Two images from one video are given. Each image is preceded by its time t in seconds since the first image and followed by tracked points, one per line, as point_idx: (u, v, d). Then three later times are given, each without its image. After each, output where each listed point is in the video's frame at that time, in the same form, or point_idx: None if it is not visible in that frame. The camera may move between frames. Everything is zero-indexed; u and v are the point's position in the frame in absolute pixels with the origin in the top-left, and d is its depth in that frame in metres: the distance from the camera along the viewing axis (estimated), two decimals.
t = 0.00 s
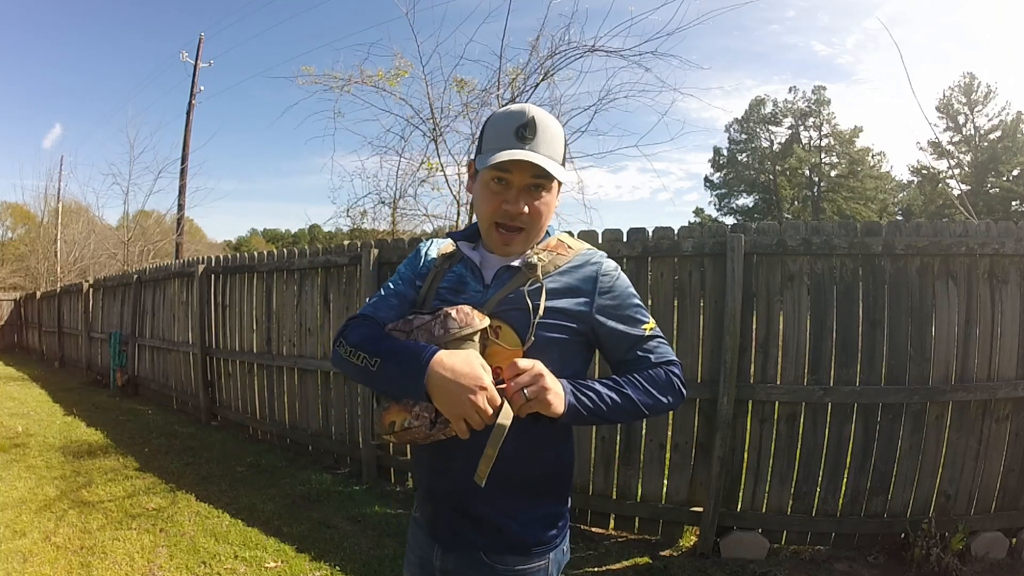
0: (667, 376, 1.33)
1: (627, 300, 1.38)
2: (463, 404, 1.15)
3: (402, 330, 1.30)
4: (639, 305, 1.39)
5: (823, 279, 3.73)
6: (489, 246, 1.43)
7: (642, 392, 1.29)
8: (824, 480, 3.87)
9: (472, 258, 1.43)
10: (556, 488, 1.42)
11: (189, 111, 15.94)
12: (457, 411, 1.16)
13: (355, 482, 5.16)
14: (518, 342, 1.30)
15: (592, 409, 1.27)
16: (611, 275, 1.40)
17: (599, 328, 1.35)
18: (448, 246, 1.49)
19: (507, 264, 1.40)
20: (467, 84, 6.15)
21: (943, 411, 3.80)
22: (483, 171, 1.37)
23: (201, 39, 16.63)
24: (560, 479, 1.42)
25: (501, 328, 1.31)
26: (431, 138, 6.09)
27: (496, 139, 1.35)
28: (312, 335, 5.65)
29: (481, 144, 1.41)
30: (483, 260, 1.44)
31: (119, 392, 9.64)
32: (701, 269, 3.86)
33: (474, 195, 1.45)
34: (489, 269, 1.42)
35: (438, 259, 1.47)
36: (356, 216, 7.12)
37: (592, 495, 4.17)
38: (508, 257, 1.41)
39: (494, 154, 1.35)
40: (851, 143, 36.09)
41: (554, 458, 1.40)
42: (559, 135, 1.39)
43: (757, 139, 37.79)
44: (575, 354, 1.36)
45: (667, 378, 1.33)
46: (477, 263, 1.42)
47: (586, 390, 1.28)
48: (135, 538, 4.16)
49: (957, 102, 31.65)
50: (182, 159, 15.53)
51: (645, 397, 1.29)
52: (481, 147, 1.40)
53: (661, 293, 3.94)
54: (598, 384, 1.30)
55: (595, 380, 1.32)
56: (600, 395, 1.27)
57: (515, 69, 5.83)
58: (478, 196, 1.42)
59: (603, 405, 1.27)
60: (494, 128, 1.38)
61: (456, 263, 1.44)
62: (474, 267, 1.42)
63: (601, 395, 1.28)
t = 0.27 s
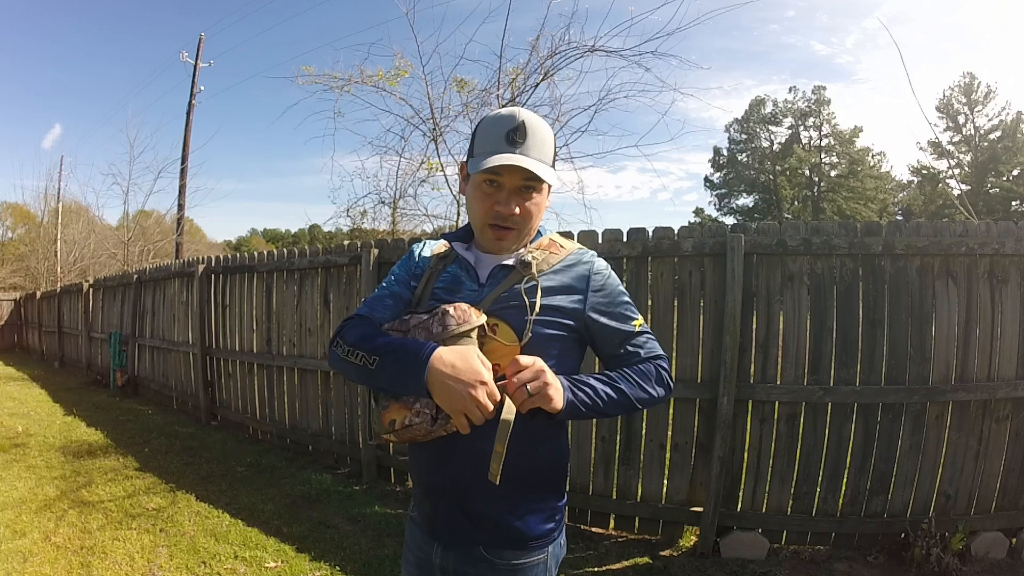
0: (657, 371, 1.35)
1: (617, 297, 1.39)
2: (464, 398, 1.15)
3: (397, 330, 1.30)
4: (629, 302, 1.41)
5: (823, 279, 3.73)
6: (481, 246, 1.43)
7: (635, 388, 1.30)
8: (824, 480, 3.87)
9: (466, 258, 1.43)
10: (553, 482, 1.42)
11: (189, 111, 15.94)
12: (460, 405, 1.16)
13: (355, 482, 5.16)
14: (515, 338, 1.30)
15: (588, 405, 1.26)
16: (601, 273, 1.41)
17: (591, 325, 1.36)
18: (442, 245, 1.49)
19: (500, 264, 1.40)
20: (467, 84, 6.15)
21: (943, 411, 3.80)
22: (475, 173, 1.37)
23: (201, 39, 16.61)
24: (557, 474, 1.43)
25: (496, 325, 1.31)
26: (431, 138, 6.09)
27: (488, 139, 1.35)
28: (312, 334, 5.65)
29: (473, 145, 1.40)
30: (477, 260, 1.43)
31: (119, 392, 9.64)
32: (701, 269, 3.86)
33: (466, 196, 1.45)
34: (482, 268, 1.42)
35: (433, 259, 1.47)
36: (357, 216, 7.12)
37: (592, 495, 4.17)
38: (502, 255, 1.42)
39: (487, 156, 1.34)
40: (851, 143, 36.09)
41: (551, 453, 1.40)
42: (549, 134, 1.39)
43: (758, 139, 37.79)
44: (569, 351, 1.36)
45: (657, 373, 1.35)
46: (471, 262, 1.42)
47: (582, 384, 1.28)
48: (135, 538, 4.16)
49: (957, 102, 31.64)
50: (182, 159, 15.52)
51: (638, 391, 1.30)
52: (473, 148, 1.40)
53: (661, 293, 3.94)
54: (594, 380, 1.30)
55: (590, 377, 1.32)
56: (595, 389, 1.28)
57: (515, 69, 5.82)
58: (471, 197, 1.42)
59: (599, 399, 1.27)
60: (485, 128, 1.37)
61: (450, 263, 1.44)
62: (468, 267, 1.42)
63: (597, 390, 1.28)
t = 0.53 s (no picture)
0: (644, 364, 1.37)
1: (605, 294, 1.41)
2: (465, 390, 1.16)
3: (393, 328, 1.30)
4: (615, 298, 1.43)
5: (823, 279, 3.73)
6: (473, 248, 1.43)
7: (625, 382, 1.32)
8: (824, 480, 3.87)
9: (458, 257, 1.44)
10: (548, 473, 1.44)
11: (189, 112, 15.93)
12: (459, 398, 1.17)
13: (355, 482, 5.16)
14: (511, 333, 1.30)
15: (582, 398, 1.26)
16: (589, 271, 1.43)
17: (580, 321, 1.37)
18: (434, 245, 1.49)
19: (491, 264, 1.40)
20: (466, 84, 6.14)
21: (943, 411, 3.80)
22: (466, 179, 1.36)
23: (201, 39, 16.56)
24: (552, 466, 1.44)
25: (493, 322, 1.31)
26: (431, 138, 6.09)
27: (480, 141, 1.35)
28: (312, 334, 5.65)
29: (464, 151, 1.40)
30: (470, 260, 1.44)
31: (119, 392, 9.64)
32: (701, 269, 3.86)
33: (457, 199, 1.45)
34: (473, 267, 1.42)
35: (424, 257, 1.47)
36: (357, 216, 7.11)
37: (592, 495, 4.17)
38: (493, 257, 1.42)
39: (478, 158, 1.35)
40: (851, 143, 36.10)
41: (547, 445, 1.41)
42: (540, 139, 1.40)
43: (757, 139, 37.79)
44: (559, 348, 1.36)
45: (644, 366, 1.37)
46: (464, 263, 1.42)
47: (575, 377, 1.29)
48: (135, 538, 4.16)
49: (957, 102, 31.65)
50: (182, 159, 15.51)
51: (629, 384, 1.32)
52: (464, 155, 1.40)
53: (661, 293, 3.94)
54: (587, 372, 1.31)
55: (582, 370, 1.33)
56: (588, 382, 1.28)
57: (515, 68, 5.82)
58: (462, 201, 1.42)
59: (590, 392, 1.28)
60: (478, 133, 1.38)
61: (442, 263, 1.44)
62: (461, 267, 1.42)
63: (588, 382, 1.29)
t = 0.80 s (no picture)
0: (630, 351, 1.50)
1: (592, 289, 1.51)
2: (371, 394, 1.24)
3: (389, 342, 1.25)
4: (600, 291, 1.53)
5: (823, 279, 3.73)
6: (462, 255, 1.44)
7: (620, 371, 1.44)
8: (824, 480, 3.87)
9: (453, 259, 1.43)
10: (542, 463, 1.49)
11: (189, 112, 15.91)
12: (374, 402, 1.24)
13: (355, 482, 5.16)
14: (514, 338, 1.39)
15: (591, 395, 1.35)
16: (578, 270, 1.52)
17: (575, 319, 1.47)
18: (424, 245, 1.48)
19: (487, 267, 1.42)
20: (466, 84, 6.14)
21: (943, 411, 3.80)
22: (452, 183, 1.38)
23: (201, 38, 16.45)
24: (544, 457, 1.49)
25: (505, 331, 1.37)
26: (430, 138, 6.09)
27: (467, 149, 1.38)
28: (312, 334, 5.65)
29: (451, 156, 1.42)
30: (463, 263, 1.44)
31: (119, 392, 9.64)
32: (701, 269, 3.86)
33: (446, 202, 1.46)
34: (467, 270, 1.42)
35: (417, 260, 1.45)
36: (357, 216, 7.11)
37: (592, 495, 4.17)
38: (482, 263, 1.43)
39: (462, 164, 1.38)
40: (851, 143, 36.10)
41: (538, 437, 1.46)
42: (525, 147, 1.44)
43: (757, 139, 37.79)
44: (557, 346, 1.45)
45: (631, 351, 1.50)
46: (458, 265, 1.42)
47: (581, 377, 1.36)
48: (135, 538, 4.16)
49: (957, 102, 31.65)
50: (182, 159, 15.51)
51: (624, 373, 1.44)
52: (451, 162, 1.42)
53: (661, 293, 3.94)
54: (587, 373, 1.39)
55: (582, 368, 1.41)
56: (597, 379, 1.37)
57: (515, 69, 5.82)
58: (449, 207, 1.42)
59: (600, 387, 1.37)
60: (461, 142, 1.42)
61: (435, 271, 1.42)
62: (457, 269, 1.42)
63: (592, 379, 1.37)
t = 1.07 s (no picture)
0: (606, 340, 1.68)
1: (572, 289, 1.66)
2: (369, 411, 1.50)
3: (471, 389, 1.38)
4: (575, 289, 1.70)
5: (823, 279, 3.73)
6: (447, 263, 1.52)
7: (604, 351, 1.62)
8: (824, 480, 3.87)
9: (440, 268, 1.50)
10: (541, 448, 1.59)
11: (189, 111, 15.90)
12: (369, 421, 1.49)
13: (355, 482, 5.16)
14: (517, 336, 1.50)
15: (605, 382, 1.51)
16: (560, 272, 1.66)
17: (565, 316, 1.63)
18: (413, 261, 1.50)
19: (485, 271, 1.51)
20: (466, 84, 6.14)
21: (943, 411, 3.80)
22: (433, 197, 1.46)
23: (201, 38, 16.42)
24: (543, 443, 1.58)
25: (530, 340, 1.52)
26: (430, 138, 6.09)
27: (445, 165, 1.47)
28: (312, 334, 5.66)
29: (432, 170, 1.50)
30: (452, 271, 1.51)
31: (119, 392, 9.64)
32: (701, 269, 3.86)
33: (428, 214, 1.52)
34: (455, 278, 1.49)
35: (412, 286, 1.48)
36: (357, 216, 7.11)
37: (592, 495, 4.17)
38: (467, 272, 1.51)
39: (440, 176, 1.47)
40: (851, 143, 36.10)
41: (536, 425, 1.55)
42: (502, 156, 1.51)
43: (757, 139, 37.80)
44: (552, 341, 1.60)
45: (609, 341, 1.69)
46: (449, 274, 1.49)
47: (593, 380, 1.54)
48: (135, 538, 4.16)
49: (957, 102, 31.65)
50: (182, 159, 15.51)
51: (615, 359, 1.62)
52: (431, 175, 1.50)
53: (661, 293, 3.94)
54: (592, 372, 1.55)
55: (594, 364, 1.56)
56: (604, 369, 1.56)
57: (515, 69, 5.82)
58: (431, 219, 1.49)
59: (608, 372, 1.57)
60: (439, 154, 1.51)
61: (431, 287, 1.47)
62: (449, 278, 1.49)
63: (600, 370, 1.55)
